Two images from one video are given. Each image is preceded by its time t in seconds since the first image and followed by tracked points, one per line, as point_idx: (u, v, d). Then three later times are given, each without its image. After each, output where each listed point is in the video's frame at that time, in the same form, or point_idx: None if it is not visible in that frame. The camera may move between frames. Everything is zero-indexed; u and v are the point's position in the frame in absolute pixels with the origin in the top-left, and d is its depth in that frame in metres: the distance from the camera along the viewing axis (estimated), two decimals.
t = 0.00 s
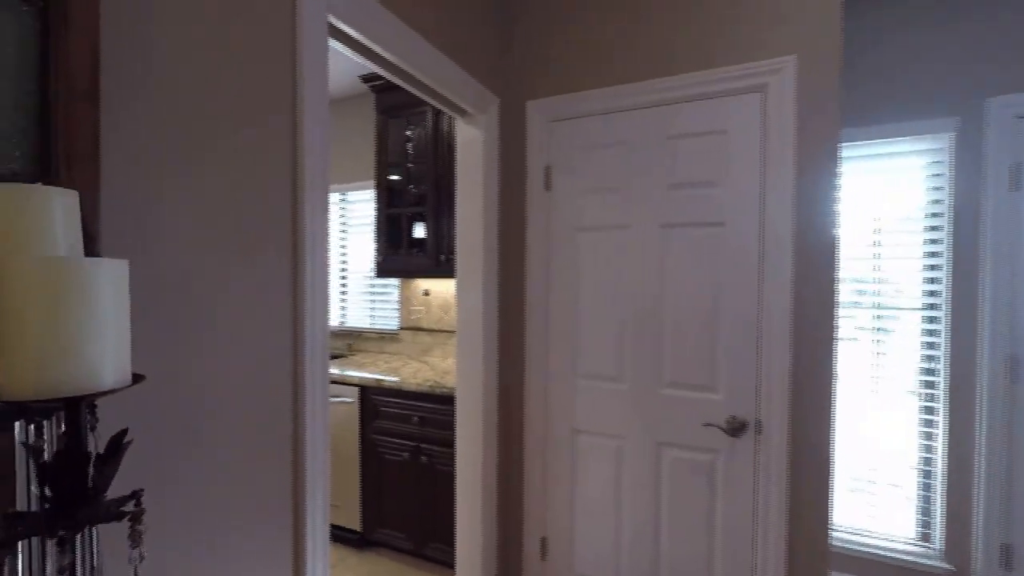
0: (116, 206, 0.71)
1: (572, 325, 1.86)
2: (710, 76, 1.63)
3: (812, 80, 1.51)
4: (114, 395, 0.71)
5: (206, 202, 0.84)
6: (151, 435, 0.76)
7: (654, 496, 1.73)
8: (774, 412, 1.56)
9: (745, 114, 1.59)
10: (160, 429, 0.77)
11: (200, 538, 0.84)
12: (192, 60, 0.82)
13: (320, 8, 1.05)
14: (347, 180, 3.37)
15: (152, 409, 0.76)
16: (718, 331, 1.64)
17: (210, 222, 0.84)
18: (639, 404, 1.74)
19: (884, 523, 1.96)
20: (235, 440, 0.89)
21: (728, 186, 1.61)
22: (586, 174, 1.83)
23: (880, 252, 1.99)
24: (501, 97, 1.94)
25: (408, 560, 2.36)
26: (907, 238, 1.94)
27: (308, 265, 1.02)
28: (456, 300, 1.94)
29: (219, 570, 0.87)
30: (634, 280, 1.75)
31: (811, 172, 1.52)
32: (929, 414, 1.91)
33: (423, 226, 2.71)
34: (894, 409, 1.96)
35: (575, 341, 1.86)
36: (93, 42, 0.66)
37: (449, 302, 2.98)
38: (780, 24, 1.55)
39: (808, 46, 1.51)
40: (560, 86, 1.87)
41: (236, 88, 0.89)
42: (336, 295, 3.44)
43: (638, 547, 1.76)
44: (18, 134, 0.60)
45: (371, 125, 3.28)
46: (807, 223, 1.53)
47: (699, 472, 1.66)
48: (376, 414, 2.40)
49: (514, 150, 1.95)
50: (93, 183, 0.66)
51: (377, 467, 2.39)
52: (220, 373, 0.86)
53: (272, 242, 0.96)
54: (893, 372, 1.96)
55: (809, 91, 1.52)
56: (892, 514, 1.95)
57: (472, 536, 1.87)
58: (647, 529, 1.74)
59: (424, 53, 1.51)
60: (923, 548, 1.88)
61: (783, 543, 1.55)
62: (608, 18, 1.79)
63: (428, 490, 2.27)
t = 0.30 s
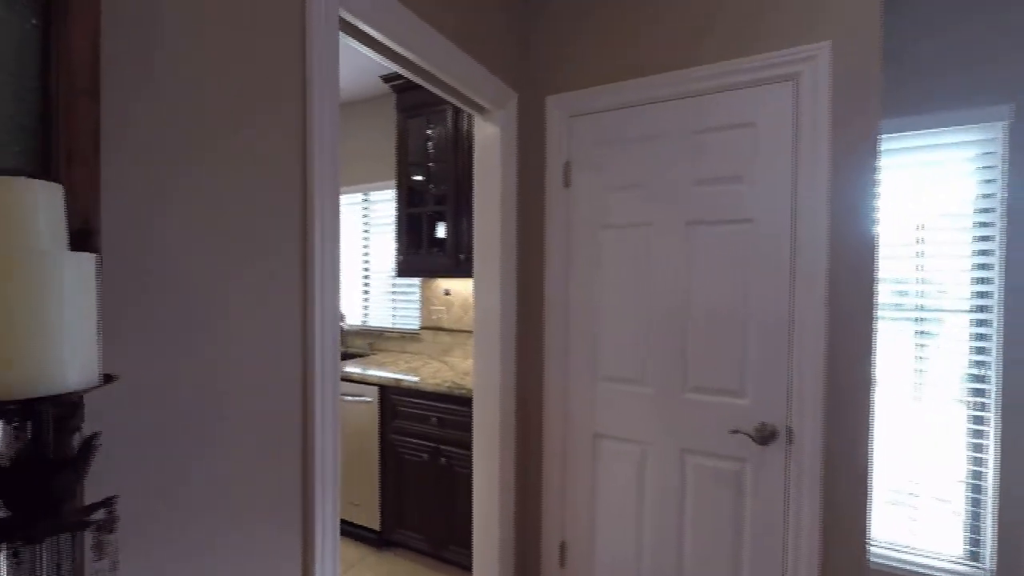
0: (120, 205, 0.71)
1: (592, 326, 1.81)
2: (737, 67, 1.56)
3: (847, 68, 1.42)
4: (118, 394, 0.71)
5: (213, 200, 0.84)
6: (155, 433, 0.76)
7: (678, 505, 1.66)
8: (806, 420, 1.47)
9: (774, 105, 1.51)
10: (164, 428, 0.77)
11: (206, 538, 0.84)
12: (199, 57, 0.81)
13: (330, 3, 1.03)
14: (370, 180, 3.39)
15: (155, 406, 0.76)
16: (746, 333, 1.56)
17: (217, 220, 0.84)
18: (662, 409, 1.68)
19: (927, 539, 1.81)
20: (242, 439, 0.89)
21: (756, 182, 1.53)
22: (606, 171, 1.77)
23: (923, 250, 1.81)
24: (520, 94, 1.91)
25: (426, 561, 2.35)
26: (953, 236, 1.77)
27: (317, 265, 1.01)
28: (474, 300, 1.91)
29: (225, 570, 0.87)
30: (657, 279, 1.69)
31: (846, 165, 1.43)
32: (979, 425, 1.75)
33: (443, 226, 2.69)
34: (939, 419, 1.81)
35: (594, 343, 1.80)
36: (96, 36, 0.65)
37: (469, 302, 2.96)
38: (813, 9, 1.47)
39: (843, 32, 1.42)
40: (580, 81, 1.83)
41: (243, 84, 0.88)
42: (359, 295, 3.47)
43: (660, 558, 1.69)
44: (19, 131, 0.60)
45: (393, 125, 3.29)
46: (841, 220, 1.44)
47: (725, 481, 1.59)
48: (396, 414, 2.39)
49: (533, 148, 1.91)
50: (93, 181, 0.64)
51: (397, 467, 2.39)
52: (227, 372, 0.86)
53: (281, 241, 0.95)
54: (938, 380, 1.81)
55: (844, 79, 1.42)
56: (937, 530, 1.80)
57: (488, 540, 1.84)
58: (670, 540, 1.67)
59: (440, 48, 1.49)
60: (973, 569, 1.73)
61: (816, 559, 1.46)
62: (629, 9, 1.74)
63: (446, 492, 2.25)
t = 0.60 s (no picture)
0: (115, 203, 0.69)
1: (612, 328, 1.74)
2: (769, 53, 1.46)
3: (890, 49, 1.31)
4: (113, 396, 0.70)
5: (213, 198, 0.82)
6: (152, 436, 0.74)
7: (702, 516, 1.58)
8: (842, 430, 1.37)
9: (809, 91, 1.41)
10: (161, 431, 0.75)
11: (207, 544, 0.82)
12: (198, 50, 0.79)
13: None
14: (391, 180, 3.40)
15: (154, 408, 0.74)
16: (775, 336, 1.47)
17: (218, 217, 0.82)
18: (685, 413, 1.60)
19: (980, 560, 1.62)
20: (244, 442, 0.87)
21: (788, 174, 1.44)
22: (626, 165, 1.70)
23: (975, 246, 1.64)
24: (538, 88, 1.86)
25: (445, 563, 2.32)
26: (1011, 231, 1.58)
27: (322, 262, 0.98)
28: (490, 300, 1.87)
29: None
30: (679, 279, 1.61)
31: (888, 154, 1.32)
32: None
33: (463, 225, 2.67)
34: (995, 431, 1.61)
35: (614, 344, 1.73)
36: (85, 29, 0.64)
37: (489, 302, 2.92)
38: None
39: (886, 10, 1.31)
40: (600, 73, 1.76)
41: (244, 78, 0.86)
42: (380, 294, 3.49)
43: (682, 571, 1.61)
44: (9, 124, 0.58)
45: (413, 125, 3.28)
46: (882, 214, 1.33)
47: (753, 492, 1.50)
48: (414, 414, 2.38)
49: (551, 143, 1.86)
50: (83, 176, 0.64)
51: (415, 468, 2.37)
52: (227, 373, 0.84)
53: (285, 238, 0.93)
54: (993, 389, 1.61)
55: (887, 61, 1.32)
56: (991, 550, 1.60)
57: (504, 546, 1.79)
58: (694, 552, 1.59)
59: (454, 41, 1.45)
60: None
61: None
62: None
63: (463, 494, 2.21)
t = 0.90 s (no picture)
0: (111, 201, 0.68)
1: (632, 329, 1.67)
2: (800, 36, 1.37)
3: (936, 27, 1.20)
4: (109, 399, 0.68)
5: (212, 195, 0.80)
6: (151, 439, 0.73)
7: (727, 527, 1.50)
8: (881, 440, 1.27)
9: (845, 77, 1.31)
10: (161, 435, 0.74)
11: (207, 548, 0.80)
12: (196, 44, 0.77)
13: None
14: (412, 179, 3.40)
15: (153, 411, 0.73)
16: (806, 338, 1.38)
17: (219, 216, 0.81)
18: (709, 419, 1.52)
19: None
20: (245, 445, 0.85)
21: (821, 166, 1.35)
22: (647, 160, 1.63)
23: None
24: (556, 82, 1.80)
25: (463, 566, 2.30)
26: None
27: (326, 262, 0.96)
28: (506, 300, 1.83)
29: None
30: (703, 278, 1.53)
31: (934, 142, 1.22)
32: None
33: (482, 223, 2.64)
34: None
35: (634, 346, 1.67)
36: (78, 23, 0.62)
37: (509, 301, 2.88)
38: None
39: None
40: (620, 64, 1.69)
41: (245, 73, 0.84)
42: (402, 294, 3.50)
43: None
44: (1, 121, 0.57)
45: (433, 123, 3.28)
46: (926, 207, 1.23)
47: (782, 504, 1.41)
48: (432, 414, 2.37)
49: (569, 138, 1.81)
50: (77, 176, 0.62)
51: (434, 468, 2.36)
52: (228, 376, 0.82)
53: (288, 237, 0.91)
54: None
55: (933, 40, 1.21)
56: None
57: (521, 551, 1.75)
58: (717, 564, 1.52)
59: (467, 35, 1.41)
60: None
61: None
62: None
63: (481, 497, 2.18)
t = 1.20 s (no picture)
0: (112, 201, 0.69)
1: (652, 329, 1.62)
2: (830, 20, 1.30)
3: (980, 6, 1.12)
4: (110, 396, 0.69)
5: (215, 194, 0.80)
6: (151, 436, 0.73)
7: (751, 537, 1.43)
8: (919, 449, 1.18)
9: (878, 62, 1.24)
10: (164, 432, 0.75)
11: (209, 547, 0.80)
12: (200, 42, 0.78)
13: None
14: (433, 179, 3.42)
15: (155, 408, 0.73)
16: (836, 340, 1.30)
17: (223, 214, 0.81)
18: (732, 423, 1.46)
19: None
20: (249, 444, 0.85)
21: (853, 157, 1.27)
22: (667, 154, 1.58)
23: None
24: (573, 77, 1.77)
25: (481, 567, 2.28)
26: None
27: (332, 260, 0.96)
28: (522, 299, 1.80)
29: None
30: (726, 276, 1.47)
31: (979, 129, 1.13)
32: None
33: (500, 222, 2.61)
34: None
35: (653, 347, 1.62)
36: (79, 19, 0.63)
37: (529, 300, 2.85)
38: None
39: None
40: (639, 56, 1.64)
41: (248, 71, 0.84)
42: (423, 293, 3.51)
43: None
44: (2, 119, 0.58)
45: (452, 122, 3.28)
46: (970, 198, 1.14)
47: (810, 514, 1.34)
48: (450, 414, 2.36)
49: (587, 134, 1.76)
50: (78, 173, 0.62)
51: (452, 468, 2.35)
52: (232, 374, 0.82)
53: (294, 236, 0.91)
54: None
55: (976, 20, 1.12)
56: None
57: (536, 556, 1.72)
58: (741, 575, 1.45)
59: (482, 31, 1.39)
60: None
61: None
62: None
63: (498, 498, 2.16)
